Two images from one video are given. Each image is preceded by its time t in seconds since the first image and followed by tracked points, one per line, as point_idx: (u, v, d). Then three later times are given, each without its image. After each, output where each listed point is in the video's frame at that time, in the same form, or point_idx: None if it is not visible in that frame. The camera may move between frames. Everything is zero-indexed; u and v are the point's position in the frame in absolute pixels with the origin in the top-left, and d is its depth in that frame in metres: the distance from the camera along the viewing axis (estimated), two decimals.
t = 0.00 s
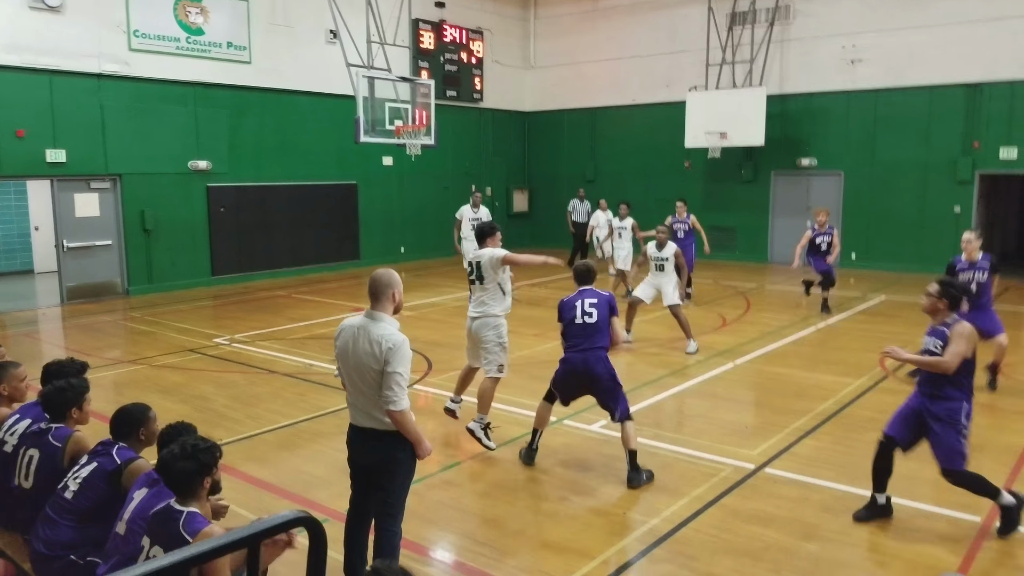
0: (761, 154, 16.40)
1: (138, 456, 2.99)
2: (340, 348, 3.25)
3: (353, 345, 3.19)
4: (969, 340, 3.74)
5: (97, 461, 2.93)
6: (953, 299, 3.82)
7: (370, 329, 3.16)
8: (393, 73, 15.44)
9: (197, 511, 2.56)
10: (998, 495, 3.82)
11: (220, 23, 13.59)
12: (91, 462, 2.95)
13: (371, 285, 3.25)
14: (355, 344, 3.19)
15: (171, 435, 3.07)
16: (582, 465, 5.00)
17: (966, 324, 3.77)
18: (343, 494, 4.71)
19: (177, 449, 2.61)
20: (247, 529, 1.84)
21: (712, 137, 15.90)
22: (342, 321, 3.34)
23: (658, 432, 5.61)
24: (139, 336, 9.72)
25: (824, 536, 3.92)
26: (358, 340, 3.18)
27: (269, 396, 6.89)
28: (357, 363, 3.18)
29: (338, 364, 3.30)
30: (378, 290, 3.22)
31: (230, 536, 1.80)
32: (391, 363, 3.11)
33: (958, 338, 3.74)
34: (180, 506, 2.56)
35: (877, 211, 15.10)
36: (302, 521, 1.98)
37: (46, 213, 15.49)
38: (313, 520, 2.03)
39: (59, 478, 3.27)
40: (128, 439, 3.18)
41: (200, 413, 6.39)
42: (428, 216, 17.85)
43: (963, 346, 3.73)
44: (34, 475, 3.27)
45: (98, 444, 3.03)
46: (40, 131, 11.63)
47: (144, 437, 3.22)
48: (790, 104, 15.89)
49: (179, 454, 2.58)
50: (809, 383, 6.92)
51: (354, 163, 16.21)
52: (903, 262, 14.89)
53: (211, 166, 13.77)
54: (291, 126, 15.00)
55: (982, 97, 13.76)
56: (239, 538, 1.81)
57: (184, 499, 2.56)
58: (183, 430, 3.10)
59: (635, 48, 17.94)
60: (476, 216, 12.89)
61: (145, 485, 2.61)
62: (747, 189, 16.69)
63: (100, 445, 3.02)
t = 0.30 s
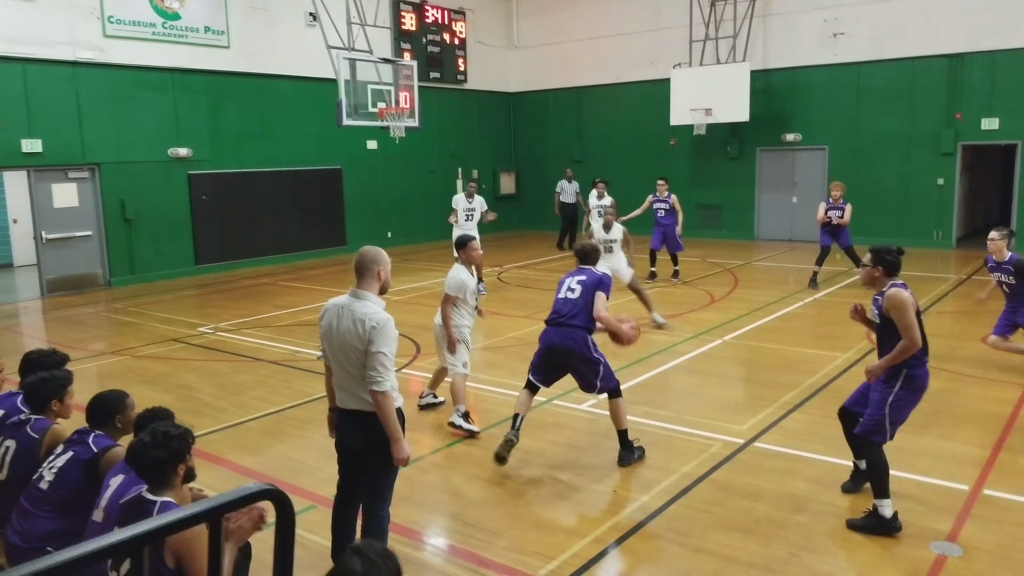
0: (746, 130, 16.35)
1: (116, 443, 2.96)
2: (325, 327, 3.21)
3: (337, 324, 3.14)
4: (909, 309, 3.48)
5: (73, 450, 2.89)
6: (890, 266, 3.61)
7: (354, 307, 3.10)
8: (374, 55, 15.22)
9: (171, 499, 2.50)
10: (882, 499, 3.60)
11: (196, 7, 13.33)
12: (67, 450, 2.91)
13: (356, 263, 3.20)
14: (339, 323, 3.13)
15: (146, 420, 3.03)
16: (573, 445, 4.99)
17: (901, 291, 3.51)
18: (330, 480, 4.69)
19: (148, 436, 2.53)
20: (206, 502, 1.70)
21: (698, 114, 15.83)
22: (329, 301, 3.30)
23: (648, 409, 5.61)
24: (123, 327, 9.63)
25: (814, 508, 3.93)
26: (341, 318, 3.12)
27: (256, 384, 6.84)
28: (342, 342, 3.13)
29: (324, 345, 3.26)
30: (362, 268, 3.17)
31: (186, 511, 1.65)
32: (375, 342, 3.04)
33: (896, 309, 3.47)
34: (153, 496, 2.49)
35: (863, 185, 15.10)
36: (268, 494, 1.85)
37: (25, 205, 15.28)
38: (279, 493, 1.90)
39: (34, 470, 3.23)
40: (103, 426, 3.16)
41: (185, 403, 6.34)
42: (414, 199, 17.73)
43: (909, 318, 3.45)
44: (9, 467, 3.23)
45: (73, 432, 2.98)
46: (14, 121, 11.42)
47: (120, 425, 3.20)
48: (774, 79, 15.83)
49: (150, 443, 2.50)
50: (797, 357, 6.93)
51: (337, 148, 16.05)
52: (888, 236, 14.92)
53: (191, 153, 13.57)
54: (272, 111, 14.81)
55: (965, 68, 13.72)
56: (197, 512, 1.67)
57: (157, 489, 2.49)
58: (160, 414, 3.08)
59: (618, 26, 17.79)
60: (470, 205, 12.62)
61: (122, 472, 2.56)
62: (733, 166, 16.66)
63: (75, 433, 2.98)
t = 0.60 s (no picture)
0: (725, 111, 16.34)
1: (85, 433, 2.89)
2: (303, 311, 3.12)
3: (317, 307, 3.06)
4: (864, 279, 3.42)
5: (41, 440, 2.81)
6: (851, 233, 3.57)
7: (336, 291, 3.03)
8: (349, 37, 15.00)
9: (136, 488, 2.44)
10: (868, 481, 3.60)
11: None
12: (34, 440, 2.83)
13: (335, 244, 3.12)
14: (319, 307, 3.06)
15: (116, 406, 2.98)
16: (555, 428, 4.96)
17: (854, 265, 3.46)
18: (310, 468, 4.63)
19: (111, 423, 2.47)
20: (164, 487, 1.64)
21: (677, 95, 15.78)
22: (304, 284, 3.22)
23: (631, 392, 5.58)
24: (97, 315, 9.46)
25: (798, 488, 3.92)
26: (322, 302, 3.05)
27: (233, 371, 6.74)
28: (323, 326, 3.06)
29: (302, 329, 3.18)
30: (342, 250, 3.09)
31: (142, 497, 1.60)
32: (359, 326, 2.99)
33: (850, 286, 3.40)
34: (117, 484, 2.43)
35: (841, 165, 15.15)
36: (227, 479, 1.78)
37: None
38: (240, 479, 1.83)
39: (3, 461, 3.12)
40: (72, 415, 3.08)
41: (161, 391, 6.24)
42: (393, 183, 17.55)
43: (862, 287, 3.40)
44: None
45: (41, 422, 2.90)
46: None
47: (89, 414, 3.12)
48: (752, 60, 15.81)
49: (114, 429, 2.44)
50: (778, 337, 6.95)
51: (314, 132, 15.83)
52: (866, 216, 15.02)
53: (165, 138, 13.32)
54: (247, 95, 14.55)
55: (941, 47, 13.77)
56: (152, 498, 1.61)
57: (121, 477, 2.43)
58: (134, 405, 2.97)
59: (596, 7, 17.66)
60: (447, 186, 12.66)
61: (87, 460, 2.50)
62: (712, 146, 16.65)
63: (43, 422, 2.89)
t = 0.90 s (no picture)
0: (716, 117, 16.39)
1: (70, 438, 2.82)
2: (297, 318, 3.06)
3: (314, 314, 3.02)
4: (833, 282, 3.50)
5: (25, 445, 2.75)
6: (842, 236, 3.61)
7: (336, 295, 3.00)
8: (341, 41, 14.95)
9: (115, 490, 2.38)
10: (860, 486, 3.56)
11: None
12: (18, 445, 2.77)
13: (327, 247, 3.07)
14: (317, 313, 3.01)
15: (104, 409, 2.84)
16: (547, 434, 4.92)
17: (835, 267, 3.54)
18: (299, 474, 4.58)
19: (89, 425, 2.41)
20: (148, 495, 1.59)
21: (667, 101, 15.79)
22: (292, 291, 3.14)
23: (623, 397, 5.56)
24: (84, 319, 9.36)
25: (792, 495, 3.90)
26: (320, 308, 3.01)
27: (221, 375, 6.68)
28: (321, 333, 3.01)
29: (294, 337, 3.10)
30: (336, 255, 3.04)
31: (126, 505, 1.55)
32: (363, 330, 2.98)
33: (826, 283, 3.49)
34: (96, 487, 2.37)
35: (831, 170, 15.21)
36: (214, 486, 1.73)
37: None
38: (227, 485, 1.78)
39: None
40: (59, 420, 3.01)
41: (149, 395, 6.17)
42: (383, 186, 17.48)
43: (830, 289, 3.49)
44: None
45: (26, 426, 2.84)
46: None
47: (76, 419, 3.05)
48: (742, 66, 15.86)
49: (92, 430, 2.38)
50: (770, 343, 6.93)
51: (304, 136, 15.76)
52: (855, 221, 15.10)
53: (155, 141, 13.22)
54: (237, 98, 14.47)
55: (930, 54, 13.85)
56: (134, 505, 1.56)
57: (100, 480, 2.37)
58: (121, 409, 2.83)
59: (587, 13, 17.69)
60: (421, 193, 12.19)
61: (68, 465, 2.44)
62: (702, 152, 16.69)
63: (28, 426, 2.83)
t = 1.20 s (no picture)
0: (710, 120, 16.43)
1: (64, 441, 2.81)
2: (297, 325, 3.04)
3: (317, 318, 3.01)
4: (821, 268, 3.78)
5: (18, 448, 2.74)
6: (836, 229, 3.82)
7: (341, 299, 3.02)
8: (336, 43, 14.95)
9: (103, 491, 2.37)
10: (816, 440, 4.03)
11: None
12: (12, 448, 2.76)
13: (326, 252, 3.08)
14: (321, 318, 3.01)
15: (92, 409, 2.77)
16: (542, 436, 4.93)
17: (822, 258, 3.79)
18: (293, 476, 4.57)
19: (78, 426, 2.43)
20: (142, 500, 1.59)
21: (662, 104, 15.83)
22: (287, 298, 3.11)
23: (618, 400, 5.57)
24: (78, 320, 9.33)
25: (786, 499, 3.91)
26: (323, 313, 3.01)
27: (215, 378, 6.66)
28: (325, 338, 3.01)
29: (292, 345, 3.07)
30: (334, 259, 3.08)
31: (121, 508, 1.55)
32: (370, 333, 3.00)
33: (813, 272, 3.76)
34: (84, 489, 2.37)
35: (825, 172, 15.25)
36: (208, 492, 1.73)
37: None
38: (221, 491, 1.78)
39: None
40: (52, 422, 3.00)
41: (142, 397, 6.15)
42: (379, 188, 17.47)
43: (818, 276, 3.75)
44: None
45: (19, 429, 2.83)
46: None
47: (70, 422, 3.03)
48: (736, 69, 15.91)
49: (81, 430, 2.40)
50: (764, 345, 6.95)
51: (299, 137, 15.74)
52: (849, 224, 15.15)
53: (149, 143, 13.19)
54: (232, 100, 14.45)
55: (923, 57, 13.90)
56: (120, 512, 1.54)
57: (88, 481, 2.37)
58: (110, 407, 2.80)
59: (582, 16, 17.73)
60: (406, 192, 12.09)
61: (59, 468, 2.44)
62: (697, 154, 16.73)
63: (20, 431, 2.83)
